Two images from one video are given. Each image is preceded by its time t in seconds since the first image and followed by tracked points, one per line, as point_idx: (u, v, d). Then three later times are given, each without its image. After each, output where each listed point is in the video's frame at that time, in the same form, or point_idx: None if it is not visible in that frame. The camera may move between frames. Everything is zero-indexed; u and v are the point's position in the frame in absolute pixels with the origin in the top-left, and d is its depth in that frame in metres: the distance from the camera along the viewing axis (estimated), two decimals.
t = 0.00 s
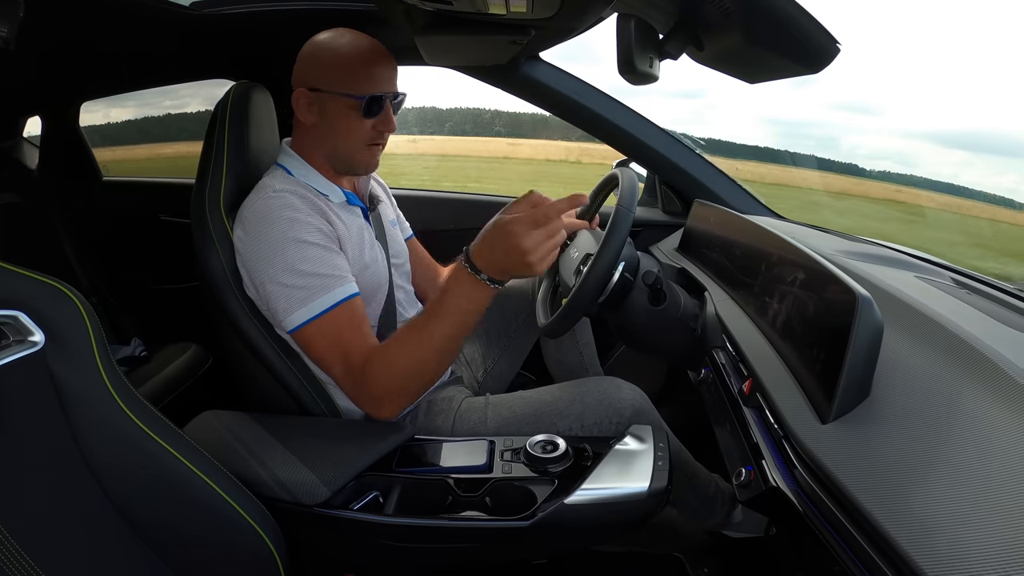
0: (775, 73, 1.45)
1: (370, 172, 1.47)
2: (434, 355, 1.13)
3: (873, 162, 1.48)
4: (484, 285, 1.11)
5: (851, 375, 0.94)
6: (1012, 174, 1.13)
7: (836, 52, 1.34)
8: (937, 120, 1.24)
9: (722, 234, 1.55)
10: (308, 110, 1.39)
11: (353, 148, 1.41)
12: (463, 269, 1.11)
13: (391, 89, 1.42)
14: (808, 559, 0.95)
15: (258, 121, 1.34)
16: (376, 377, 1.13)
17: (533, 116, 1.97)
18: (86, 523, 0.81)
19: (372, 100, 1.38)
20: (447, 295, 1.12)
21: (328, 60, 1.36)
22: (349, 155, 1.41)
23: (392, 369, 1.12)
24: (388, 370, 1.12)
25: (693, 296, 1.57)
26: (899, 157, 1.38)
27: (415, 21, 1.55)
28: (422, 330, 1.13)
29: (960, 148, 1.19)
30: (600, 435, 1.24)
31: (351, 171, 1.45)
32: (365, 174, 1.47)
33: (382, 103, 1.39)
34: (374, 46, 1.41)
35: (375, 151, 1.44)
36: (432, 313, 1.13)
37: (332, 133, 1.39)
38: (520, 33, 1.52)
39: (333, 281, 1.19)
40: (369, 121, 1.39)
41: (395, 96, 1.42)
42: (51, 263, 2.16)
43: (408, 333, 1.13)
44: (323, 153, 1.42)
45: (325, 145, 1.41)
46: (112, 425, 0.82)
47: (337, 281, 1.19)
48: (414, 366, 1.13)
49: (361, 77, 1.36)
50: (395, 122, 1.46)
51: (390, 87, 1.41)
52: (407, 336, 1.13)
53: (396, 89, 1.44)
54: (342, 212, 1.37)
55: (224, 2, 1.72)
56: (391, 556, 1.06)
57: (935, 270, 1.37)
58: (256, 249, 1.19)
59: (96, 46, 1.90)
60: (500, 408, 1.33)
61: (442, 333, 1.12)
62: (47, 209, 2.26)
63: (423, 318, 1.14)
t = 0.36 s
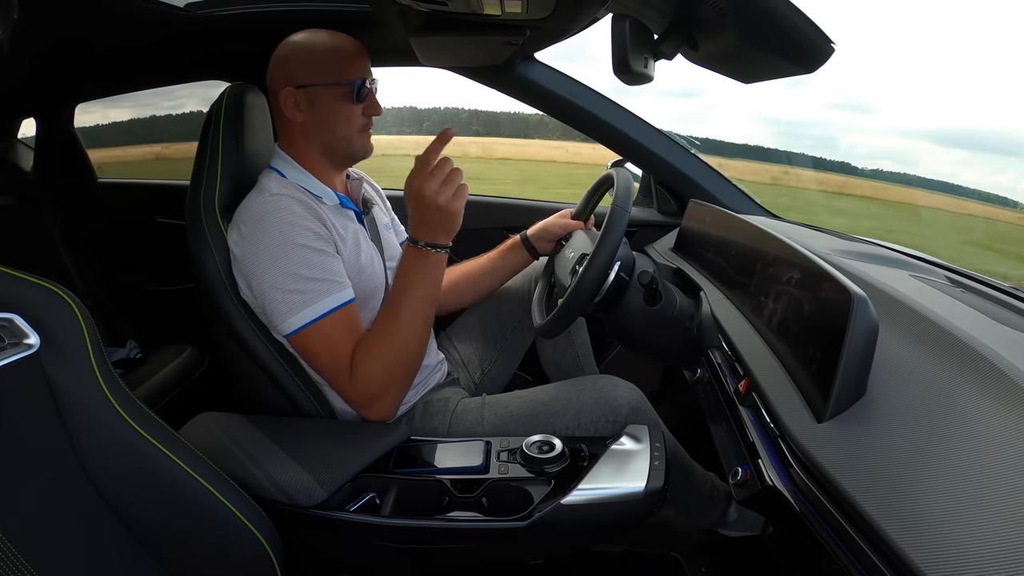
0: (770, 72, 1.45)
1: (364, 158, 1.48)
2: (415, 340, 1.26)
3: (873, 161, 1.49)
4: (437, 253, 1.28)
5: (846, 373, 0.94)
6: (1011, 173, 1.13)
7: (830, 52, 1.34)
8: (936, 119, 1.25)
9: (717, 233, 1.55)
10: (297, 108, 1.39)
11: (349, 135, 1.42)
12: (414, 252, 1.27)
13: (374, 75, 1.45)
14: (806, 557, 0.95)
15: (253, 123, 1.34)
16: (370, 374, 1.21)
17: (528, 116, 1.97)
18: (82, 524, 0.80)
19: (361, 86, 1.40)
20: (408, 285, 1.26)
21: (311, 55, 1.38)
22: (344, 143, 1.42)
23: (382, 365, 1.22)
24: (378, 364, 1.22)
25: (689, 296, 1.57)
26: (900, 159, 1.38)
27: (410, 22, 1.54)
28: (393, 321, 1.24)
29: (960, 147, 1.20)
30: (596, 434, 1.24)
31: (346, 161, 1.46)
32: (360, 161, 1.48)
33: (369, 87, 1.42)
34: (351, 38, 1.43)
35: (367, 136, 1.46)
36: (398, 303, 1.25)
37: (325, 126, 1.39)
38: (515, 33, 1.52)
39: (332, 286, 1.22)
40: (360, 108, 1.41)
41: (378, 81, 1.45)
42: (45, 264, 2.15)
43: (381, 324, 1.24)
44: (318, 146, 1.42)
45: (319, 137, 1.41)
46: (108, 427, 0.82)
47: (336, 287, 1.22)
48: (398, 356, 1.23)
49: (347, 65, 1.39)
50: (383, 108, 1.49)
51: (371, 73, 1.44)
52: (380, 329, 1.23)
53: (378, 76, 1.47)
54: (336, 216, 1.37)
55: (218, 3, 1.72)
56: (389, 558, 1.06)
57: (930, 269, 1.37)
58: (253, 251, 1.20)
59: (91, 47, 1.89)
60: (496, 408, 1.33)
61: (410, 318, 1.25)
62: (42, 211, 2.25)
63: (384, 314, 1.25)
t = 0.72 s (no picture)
0: (767, 74, 1.45)
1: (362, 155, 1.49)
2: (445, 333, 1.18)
3: (872, 160, 1.50)
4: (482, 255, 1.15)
5: (843, 374, 0.94)
6: (1010, 172, 1.13)
7: (827, 55, 1.35)
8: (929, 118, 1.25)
9: (714, 235, 1.55)
10: (301, 101, 1.38)
11: (352, 130, 1.43)
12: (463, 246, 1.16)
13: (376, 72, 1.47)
14: (802, 558, 0.95)
15: (251, 122, 1.34)
16: (383, 361, 1.15)
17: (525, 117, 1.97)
18: (77, 523, 0.80)
19: (366, 82, 1.43)
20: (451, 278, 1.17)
21: (317, 50, 1.38)
22: (346, 139, 1.43)
23: (399, 352, 1.16)
24: (397, 351, 1.16)
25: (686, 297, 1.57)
26: (899, 158, 1.38)
27: (407, 23, 1.54)
28: (429, 310, 1.17)
29: (955, 147, 1.20)
30: (593, 435, 1.24)
31: (346, 157, 1.46)
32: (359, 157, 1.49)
33: (373, 83, 1.44)
34: (355, 36, 1.45)
35: (368, 132, 1.47)
36: (435, 295, 1.18)
37: (329, 120, 1.40)
38: (513, 34, 1.52)
39: (330, 273, 1.21)
40: (364, 103, 1.43)
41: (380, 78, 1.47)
42: (41, 263, 2.14)
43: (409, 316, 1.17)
44: (320, 141, 1.42)
45: (321, 132, 1.41)
46: (104, 426, 0.82)
47: (333, 273, 1.21)
48: (421, 347, 1.17)
49: (351, 61, 1.40)
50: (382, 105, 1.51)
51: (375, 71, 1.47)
52: (414, 320, 1.17)
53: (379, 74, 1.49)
54: (334, 212, 1.36)
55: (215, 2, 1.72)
56: (384, 559, 1.06)
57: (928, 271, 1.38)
58: (250, 245, 1.20)
59: (88, 46, 1.89)
60: (493, 408, 1.33)
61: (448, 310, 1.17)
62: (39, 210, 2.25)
63: (422, 301, 1.18)
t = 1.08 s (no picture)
0: (773, 79, 1.45)
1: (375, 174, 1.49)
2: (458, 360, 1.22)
3: (872, 161, 1.46)
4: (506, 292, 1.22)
5: (850, 381, 0.93)
6: (1009, 171, 1.13)
7: (833, 60, 1.35)
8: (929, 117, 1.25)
9: (720, 241, 1.55)
10: (321, 116, 1.38)
11: (368, 150, 1.43)
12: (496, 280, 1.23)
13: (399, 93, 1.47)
14: (809, 566, 0.95)
15: (259, 130, 1.35)
16: (400, 372, 1.19)
17: (532, 124, 1.98)
18: (83, 527, 0.80)
19: (387, 105, 1.43)
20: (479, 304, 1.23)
21: (347, 69, 1.39)
22: (362, 156, 1.43)
23: (415, 367, 1.19)
24: (414, 364, 1.19)
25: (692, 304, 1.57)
26: (896, 158, 1.37)
27: (415, 31, 1.55)
28: (454, 334, 1.22)
29: (955, 146, 1.19)
30: (600, 441, 1.24)
31: (359, 174, 1.46)
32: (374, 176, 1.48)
33: (394, 108, 1.45)
34: (383, 57, 1.45)
35: (384, 154, 1.47)
36: (465, 323, 1.22)
37: (347, 138, 1.40)
38: (519, 41, 1.53)
39: (347, 291, 1.22)
40: (383, 125, 1.44)
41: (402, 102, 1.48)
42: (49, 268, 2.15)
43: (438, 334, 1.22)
44: (337, 156, 1.42)
45: (338, 148, 1.41)
46: (110, 432, 0.82)
47: (351, 291, 1.22)
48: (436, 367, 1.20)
49: (376, 81, 1.41)
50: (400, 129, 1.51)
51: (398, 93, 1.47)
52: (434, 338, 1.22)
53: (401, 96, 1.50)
54: (347, 225, 1.36)
55: (224, 10, 1.74)
56: (389, 565, 1.06)
57: (935, 277, 1.37)
58: (266, 259, 1.20)
59: (96, 52, 1.90)
60: (500, 411, 1.33)
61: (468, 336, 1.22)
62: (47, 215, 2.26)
63: (438, 335, 1.22)
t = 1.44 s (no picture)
0: (775, 77, 1.45)
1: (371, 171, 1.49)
2: (481, 359, 1.24)
3: (869, 160, 1.49)
4: (538, 306, 1.25)
5: (849, 379, 0.93)
6: (1007, 170, 1.12)
7: (835, 59, 1.35)
8: (925, 116, 1.26)
9: (721, 239, 1.55)
10: (317, 116, 1.38)
11: (363, 149, 1.43)
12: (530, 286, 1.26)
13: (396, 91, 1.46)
14: (807, 564, 0.95)
15: (258, 124, 1.35)
16: (422, 366, 1.21)
17: (533, 121, 1.97)
18: (83, 522, 0.81)
19: (383, 104, 1.42)
20: (506, 306, 1.26)
21: (342, 67, 1.36)
22: (358, 157, 1.43)
23: (438, 362, 1.22)
24: (438, 359, 1.22)
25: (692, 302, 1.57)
26: (897, 158, 1.37)
27: (416, 27, 1.55)
28: (478, 332, 1.24)
29: (954, 145, 1.19)
30: (599, 438, 1.24)
31: (356, 173, 1.47)
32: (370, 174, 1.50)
33: (390, 106, 1.44)
34: (377, 49, 1.42)
35: (379, 152, 1.47)
36: (489, 322, 1.25)
37: (341, 139, 1.39)
38: (520, 38, 1.53)
39: (351, 281, 1.22)
40: (379, 125, 1.43)
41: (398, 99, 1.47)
42: (49, 264, 2.15)
43: (463, 332, 1.25)
44: (333, 156, 1.42)
45: (333, 148, 1.41)
46: (110, 428, 0.82)
47: (354, 282, 1.22)
48: (459, 364, 1.23)
49: (373, 81, 1.39)
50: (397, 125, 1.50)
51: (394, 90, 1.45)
52: (460, 337, 1.24)
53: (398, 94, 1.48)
54: (347, 220, 1.36)
55: (225, 6, 1.73)
56: (388, 560, 1.06)
57: (934, 276, 1.37)
58: (270, 253, 1.20)
59: (96, 48, 1.90)
60: (500, 408, 1.33)
61: (493, 337, 1.24)
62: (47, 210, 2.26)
63: (464, 331, 1.25)
